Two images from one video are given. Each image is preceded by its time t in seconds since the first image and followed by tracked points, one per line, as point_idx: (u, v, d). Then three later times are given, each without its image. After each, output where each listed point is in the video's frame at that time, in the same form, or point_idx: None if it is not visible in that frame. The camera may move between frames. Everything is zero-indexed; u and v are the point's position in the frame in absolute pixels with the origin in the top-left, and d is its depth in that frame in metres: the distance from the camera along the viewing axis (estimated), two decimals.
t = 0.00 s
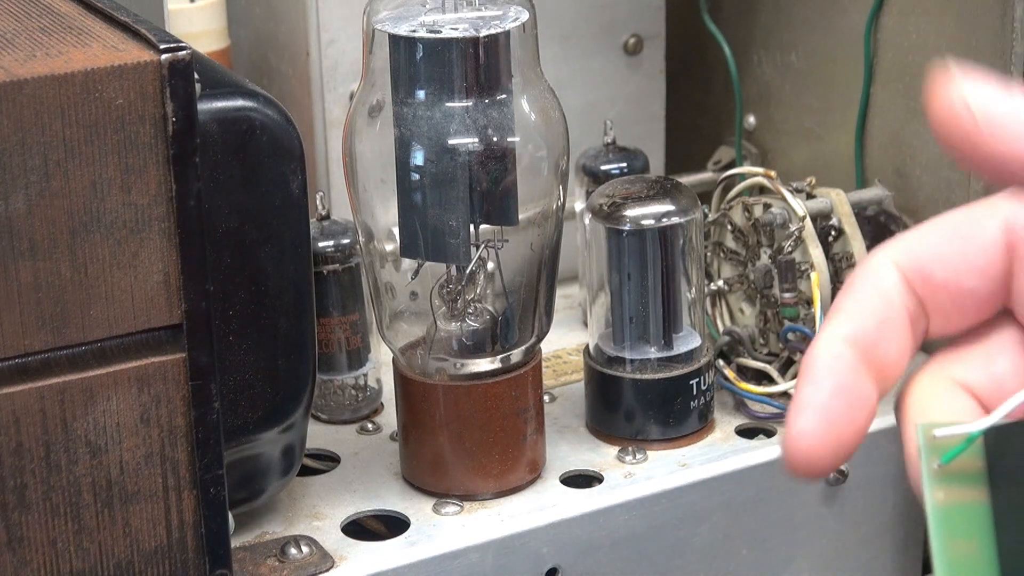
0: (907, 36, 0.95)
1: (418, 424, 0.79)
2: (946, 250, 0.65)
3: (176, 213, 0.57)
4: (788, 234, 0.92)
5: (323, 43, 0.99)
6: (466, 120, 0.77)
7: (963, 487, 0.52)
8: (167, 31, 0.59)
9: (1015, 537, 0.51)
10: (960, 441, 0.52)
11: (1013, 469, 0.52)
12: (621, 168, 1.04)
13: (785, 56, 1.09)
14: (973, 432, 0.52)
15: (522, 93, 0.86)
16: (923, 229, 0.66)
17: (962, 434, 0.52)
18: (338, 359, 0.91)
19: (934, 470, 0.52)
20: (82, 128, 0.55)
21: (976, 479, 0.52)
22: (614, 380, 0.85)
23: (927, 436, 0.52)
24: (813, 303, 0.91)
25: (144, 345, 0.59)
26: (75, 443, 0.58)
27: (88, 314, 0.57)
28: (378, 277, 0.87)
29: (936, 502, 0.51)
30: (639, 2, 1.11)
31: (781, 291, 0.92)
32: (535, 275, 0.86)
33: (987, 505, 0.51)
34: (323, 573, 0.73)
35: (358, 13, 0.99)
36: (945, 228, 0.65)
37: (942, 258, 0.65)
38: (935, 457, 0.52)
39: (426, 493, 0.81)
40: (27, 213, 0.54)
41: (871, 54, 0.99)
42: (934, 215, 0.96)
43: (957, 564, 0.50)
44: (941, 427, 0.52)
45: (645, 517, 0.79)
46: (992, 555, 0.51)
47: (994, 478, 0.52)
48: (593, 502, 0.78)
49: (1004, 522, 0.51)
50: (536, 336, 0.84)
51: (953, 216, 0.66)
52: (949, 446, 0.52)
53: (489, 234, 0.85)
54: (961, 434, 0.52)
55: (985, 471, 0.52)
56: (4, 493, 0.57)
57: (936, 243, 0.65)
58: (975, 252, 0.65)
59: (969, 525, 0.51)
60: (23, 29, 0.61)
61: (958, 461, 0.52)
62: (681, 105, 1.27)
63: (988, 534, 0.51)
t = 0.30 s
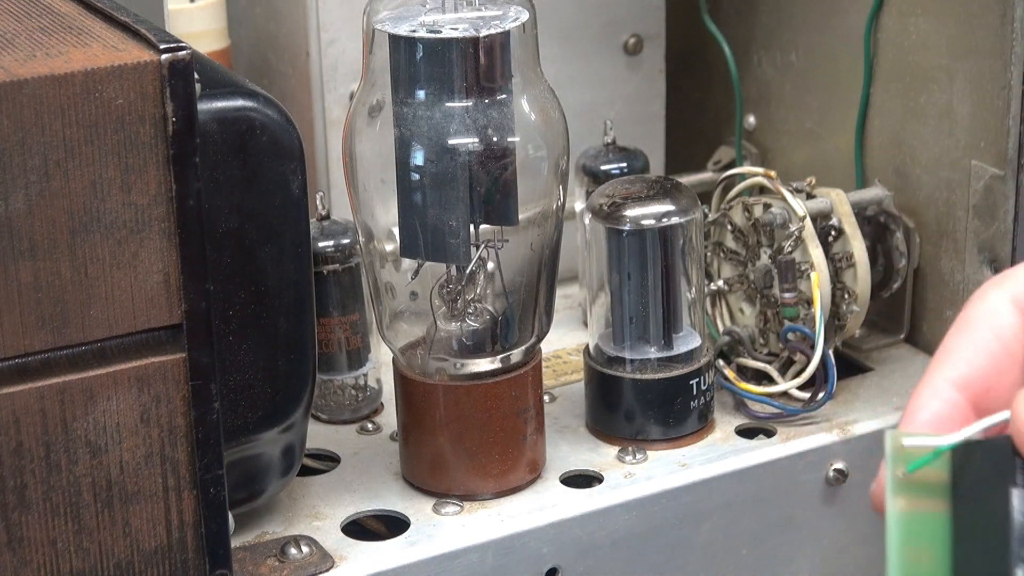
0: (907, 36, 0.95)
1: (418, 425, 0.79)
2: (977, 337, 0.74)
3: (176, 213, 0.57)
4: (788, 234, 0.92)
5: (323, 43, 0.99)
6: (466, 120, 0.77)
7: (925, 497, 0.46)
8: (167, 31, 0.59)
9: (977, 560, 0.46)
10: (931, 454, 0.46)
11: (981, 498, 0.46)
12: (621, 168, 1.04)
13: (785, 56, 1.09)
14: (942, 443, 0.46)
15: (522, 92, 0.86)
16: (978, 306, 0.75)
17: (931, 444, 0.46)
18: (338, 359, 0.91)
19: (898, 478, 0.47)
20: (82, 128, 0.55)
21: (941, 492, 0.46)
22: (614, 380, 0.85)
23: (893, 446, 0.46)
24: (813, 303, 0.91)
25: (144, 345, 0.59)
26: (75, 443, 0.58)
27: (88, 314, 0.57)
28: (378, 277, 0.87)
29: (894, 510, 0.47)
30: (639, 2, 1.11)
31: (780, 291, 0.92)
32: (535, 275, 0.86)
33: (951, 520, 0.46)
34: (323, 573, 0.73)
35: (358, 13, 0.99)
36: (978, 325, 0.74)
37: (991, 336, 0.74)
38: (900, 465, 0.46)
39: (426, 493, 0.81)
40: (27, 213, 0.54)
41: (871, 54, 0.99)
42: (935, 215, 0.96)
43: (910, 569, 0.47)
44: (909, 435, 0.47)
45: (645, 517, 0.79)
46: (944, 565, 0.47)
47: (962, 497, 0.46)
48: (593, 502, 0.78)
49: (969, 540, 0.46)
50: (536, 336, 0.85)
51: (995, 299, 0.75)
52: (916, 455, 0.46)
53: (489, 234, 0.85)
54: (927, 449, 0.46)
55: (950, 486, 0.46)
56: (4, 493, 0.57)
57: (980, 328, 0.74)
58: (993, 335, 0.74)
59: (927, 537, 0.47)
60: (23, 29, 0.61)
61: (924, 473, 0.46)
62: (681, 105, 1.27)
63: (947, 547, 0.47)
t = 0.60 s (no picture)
0: (907, 37, 0.95)
1: (418, 424, 0.79)
2: None
3: (176, 212, 0.57)
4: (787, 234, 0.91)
5: (323, 43, 0.99)
6: (466, 120, 0.77)
7: (728, 266, 0.47)
8: (167, 31, 0.59)
9: (774, 321, 0.48)
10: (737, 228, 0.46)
11: (774, 257, 0.46)
12: (621, 168, 1.04)
13: (785, 56, 1.09)
14: (743, 217, 0.46)
15: (522, 93, 0.86)
16: None
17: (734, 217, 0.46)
18: (338, 360, 0.91)
19: (700, 250, 0.46)
20: (82, 128, 0.55)
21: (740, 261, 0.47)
22: (614, 380, 0.85)
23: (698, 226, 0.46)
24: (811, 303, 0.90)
25: (144, 345, 0.59)
26: (75, 443, 0.58)
27: (88, 314, 0.57)
28: (378, 277, 0.87)
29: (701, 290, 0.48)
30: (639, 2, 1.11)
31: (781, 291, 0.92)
32: (535, 275, 0.86)
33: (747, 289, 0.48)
34: (323, 573, 0.73)
35: (357, 14, 0.99)
36: None
37: None
38: (701, 239, 0.46)
39: (426, 493, 0.81)
40: (27, 213, 0.54)
41: (871, 54, 0.99)
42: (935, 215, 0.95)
43: (711, 343, 0.49)
44: (712, 212, 0.46)
45: (645, 517, 0.79)
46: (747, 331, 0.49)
47: (760, 266, 0.47)
48: (594, 502, 0.78)
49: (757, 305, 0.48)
50: (536, 336, 0.85)
51: None
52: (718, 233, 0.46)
53: (489, 234, 0.86)
54: (729, 225, 0.45)
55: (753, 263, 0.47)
56: (4, 493, 0.57)
57: None
58: None
59: (726, 311, 0.48)
60: (24, 29, 0.61)
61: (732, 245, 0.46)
62: (681, 105, 1.27)
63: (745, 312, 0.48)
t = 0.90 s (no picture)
0: (907, 36, 0.95)
1: (418, 424, 0.79)
2: None
3: (175, 213, 0.58)
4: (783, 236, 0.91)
5: (323, 43, 0.99)
6: (466, 120, 0.77)
7: (707, 182, 0.56)
8: (167, 31, 0.59)
9: (745, 237, 0.56)
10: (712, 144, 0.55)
11: (756, 175, 0.55)
12: (621, 168, 1.04)
13: (785, 56, 1.09)
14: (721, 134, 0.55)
15: (522, 92, 0.86)
16: None
17: (719, 131, 0.55)
18: (338, 360, 0.91)
19: (685, 165, 0.56)
20: (82, 128, 0.55)
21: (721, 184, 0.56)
22: (614, 380, 0.85)
23: (682, 133, 0.55)
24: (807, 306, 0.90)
25: (144, 345, 0.59)
26: (75, 443, 0.58)
27: (88, 314, 0.57)
28: (378, 278, 0.87)
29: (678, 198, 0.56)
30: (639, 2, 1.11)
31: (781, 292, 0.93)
32: (535, 275, 0.86)
33: (735, 202, 0.56)
34: (323, 573, 0.73)
35: (357, 14, 0.99)
36: None
37: None
38: (686, 151, 0.55)
39: (426, 493, 0.81)
40: (27, 213, 0.54)
41: (871, 54, 0.98)
42: (935, 216, 0.95)
43: (685, 251, 0.57)
44: (698, 125, 0.55)
45: (645, 517, 0.79)
46: (724, 243, 0.57)
47: (748, 181, 0.56)
48: (594, 502, 0.78)
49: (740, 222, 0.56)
50: (536, 336, 0.85)
51: None
52: (703, 144, 0.55)
53: (489, 235, 0.86)
54: (710, 139, 0.54)
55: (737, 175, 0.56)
56: (4, 493, 0.57)
57: None
58: None
59: (705, 221, 0.57)
60: (23, 29, 0.61)
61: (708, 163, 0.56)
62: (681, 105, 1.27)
63: (727, 228, 0.57)
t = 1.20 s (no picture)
0: (907, 36, 0.95)
1: (418, 424, 0.79)
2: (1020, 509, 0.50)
3: (175, 213, 0.58)
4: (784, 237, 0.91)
5: (323, 43, 0.99)
6: (466, 120, 0.77)
7: (680, 185, 0.55)
8: (167, 31, 0.59)
9: (718, 242, 0.55)
10: (686, 147, 0.54)
11: (729, 181, 0.54)
12: (621, 168, 1.04)
13: (785, 56, 1.09)
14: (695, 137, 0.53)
15: (522, 92, 0.86)
16: None
17: (690, 134, 0.54)
18: (338, 360, 0.91)
19: (657, 168, 0.54)
20: (82, 128, 0.55)
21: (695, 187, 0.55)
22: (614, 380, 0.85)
23: (655, 136, 0.54)
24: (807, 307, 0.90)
25: (144, 344, 0.59)
26: (75, 443, 0.58)
27: (88, 314, 0.57)
28: (378, 278, 0.87)
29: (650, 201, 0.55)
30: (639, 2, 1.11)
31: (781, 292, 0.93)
32: (535, 274, 0.86)
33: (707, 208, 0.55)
34: (323, 573, 0.73)
35: (357, 14, 0.99)
36: None
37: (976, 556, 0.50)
38: (659, 153, 0.54)
39: (426, 493, 0.81)
40: (27, 213, 0.54)
41: (871, 54, 0.98)
42: (935, 216, 0.95)
43: (654, 257, 0.56)
44: (671, 127, 0.53)
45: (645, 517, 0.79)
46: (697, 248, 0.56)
47: (720, 184, 0.55)
48: (594, 503, 0.78)
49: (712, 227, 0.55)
50: (536, 336, 0.85)
51: None
52: (675, 147, 0.54)
53: (490, 235, 0.86)
54: (683, 141, 0.53)
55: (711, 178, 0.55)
56: (4, 493, 0.57)
57: None
58: None
59: (677, 225, 0.55)
60: (23, 29, 0.61)
61: (681, 166, 0.55)
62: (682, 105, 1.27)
63: (699, 233, 0.56)
